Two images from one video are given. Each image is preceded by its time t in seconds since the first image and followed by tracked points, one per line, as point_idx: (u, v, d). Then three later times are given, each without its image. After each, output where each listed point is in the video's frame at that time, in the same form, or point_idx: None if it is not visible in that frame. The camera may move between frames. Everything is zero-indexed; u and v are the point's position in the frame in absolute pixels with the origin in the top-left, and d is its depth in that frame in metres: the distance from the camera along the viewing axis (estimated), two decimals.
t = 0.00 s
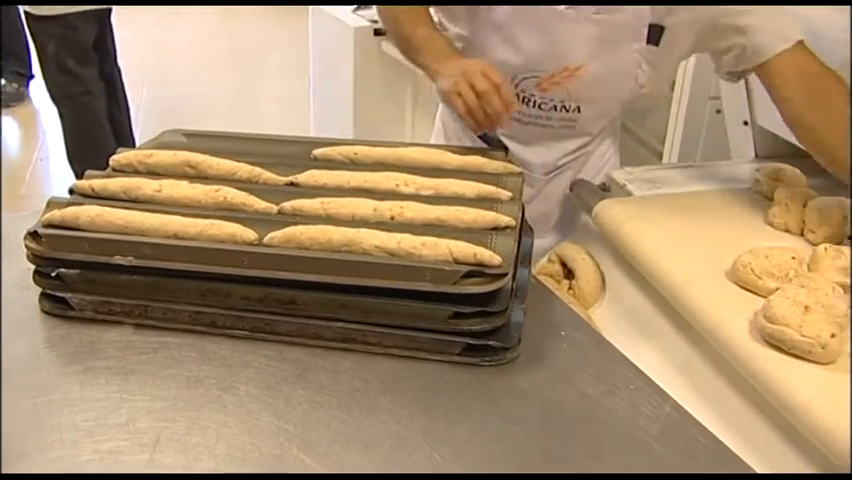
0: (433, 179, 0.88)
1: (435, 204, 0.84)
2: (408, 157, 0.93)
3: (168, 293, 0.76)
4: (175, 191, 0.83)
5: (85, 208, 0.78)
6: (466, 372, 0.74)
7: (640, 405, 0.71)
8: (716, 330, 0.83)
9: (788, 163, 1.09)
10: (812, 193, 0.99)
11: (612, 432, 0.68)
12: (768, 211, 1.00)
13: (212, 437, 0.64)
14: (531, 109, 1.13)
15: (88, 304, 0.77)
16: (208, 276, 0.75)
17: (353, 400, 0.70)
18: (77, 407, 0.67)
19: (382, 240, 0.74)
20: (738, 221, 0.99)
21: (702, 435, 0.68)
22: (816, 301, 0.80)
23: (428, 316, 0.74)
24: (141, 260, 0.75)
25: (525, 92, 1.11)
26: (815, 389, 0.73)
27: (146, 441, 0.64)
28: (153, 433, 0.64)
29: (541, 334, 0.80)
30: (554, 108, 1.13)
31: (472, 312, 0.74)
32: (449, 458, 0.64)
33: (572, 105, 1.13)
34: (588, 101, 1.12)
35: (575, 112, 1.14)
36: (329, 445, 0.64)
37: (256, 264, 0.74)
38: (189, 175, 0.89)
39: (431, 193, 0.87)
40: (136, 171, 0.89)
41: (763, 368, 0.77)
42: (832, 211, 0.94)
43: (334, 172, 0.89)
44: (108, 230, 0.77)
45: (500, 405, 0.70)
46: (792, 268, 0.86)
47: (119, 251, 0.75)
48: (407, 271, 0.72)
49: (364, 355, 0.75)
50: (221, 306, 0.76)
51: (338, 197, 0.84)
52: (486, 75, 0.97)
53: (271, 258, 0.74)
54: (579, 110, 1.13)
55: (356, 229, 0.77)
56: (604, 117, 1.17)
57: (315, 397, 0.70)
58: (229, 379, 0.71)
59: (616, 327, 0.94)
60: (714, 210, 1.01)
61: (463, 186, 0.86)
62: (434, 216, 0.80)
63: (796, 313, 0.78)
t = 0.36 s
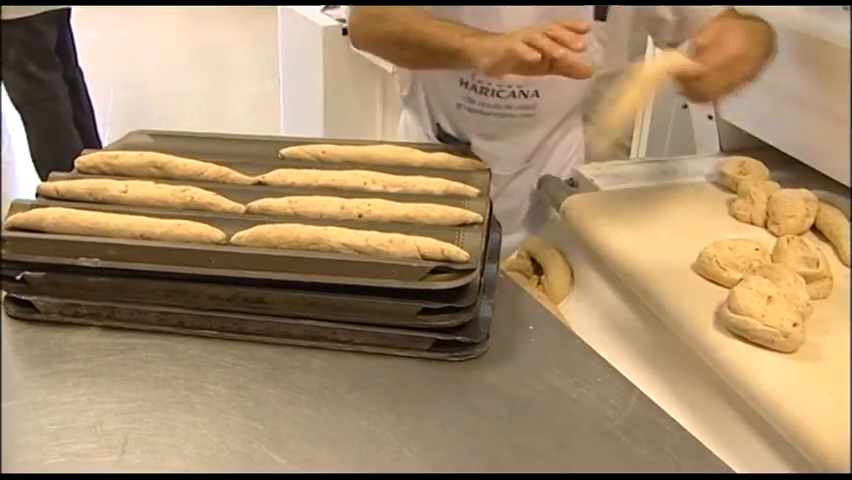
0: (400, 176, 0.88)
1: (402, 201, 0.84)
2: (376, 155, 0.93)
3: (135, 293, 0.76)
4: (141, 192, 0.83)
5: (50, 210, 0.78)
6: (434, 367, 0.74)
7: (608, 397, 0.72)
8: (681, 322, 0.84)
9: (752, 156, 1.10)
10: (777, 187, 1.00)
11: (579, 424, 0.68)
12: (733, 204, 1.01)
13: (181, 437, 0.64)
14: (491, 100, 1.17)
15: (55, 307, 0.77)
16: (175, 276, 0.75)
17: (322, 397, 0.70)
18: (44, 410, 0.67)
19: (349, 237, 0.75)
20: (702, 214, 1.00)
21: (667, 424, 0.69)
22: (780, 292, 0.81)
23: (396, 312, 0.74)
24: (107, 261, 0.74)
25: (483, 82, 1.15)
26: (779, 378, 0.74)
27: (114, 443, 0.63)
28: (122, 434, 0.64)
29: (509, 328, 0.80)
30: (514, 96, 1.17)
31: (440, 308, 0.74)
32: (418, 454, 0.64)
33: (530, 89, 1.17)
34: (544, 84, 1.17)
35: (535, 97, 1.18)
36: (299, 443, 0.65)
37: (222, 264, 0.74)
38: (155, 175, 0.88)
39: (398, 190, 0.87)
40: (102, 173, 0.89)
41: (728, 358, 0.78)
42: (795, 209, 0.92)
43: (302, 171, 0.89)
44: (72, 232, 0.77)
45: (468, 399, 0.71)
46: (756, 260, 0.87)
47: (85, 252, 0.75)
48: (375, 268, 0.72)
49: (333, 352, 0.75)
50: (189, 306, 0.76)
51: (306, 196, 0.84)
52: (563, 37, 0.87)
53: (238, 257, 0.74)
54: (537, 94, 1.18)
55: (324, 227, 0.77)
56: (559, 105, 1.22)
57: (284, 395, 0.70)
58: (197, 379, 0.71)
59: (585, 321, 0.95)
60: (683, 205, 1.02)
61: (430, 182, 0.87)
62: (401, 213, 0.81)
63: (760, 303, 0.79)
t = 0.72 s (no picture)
0: (366, 178, 0.88)
1: (367, 202, 0.84)
2: (342, 156, 0.93)
3: (100, 299, 0.76)
4: (105, 197, 0.82)
5: (11, 215, 0.76)
6: (402, 367, 0.74)
7: (574, 393, 0.72)
8: (646, 317, 0.85)
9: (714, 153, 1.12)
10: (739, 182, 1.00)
11: (546, 419, 0.69)
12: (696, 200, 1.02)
13: (148, 442, 0.64)
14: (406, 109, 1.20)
15: (18, 314, 0.75)
16: (140, 281, 0.75)
17: (289, 399, 0.70)
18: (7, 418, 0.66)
19: (315, 239, 0.75)
20: (666, 209, 1.01)
21: (633, 418, 0.70)
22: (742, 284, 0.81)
23: (363, 312, 0.75)
24: (72, 267, 0.74)
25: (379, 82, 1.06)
26: (742, 372, 0.75)
27: (80, 450, 0.63)
28: (87, 441, 0.64)
29: (476, 327, 0.81)
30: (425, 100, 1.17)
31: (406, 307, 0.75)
32: (386, 453, 0.64)
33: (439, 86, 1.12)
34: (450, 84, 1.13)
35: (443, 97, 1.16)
36: (267, 445, 0.64)
37: (188, 267, 0.74)
38: (120, 180, 0.87)
39: (364, 191, 0.87)
40: (64, 178, 0.86)
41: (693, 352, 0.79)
42: (755, 203, 0.91)
43: (267, 173, 0.89)
44: (31, 237, 0.75)
45: (436, 399, 0.71)
46: (719, 254, 0.88)
47: (49, 258, 0.74)
48: (341, 270, 0.73)
49: (300, 354, 0.75)
50: (154, 311, 0.76)
51: (271, 198, 0.84)
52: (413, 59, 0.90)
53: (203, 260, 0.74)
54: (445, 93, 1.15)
55: (289, 229, 0.77)
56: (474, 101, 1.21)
57: (251, 397, 0.70)
58: (164, 384, 0.71)
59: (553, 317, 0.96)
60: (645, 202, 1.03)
61: (395, 183, 0.87)
62: (366, 214, 0.81)
63: (723, 298, 0.79)
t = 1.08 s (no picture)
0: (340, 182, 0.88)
1: (341, 207, 0.84)
2: (316, 161, 0.93)
3: (73, 306, 0.75)
4: (77, 203, 0.81)
5: None
6: (377, 371, 0.74)
7: (548, 396, 0.73)
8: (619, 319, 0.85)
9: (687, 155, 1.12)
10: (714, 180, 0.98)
11: (520, 422, 0.69)
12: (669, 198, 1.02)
13: (121, 449, 0.64)
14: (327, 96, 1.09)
15: None
16: (111, 286, 0.74)
17: (264, 405, 0.70)
18: None
19: (288, 243, 0.75)
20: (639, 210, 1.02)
21: (606, 421, 0.70)
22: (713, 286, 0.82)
23: (337, 317, 0.75)
24: (43, 274, 0.73)
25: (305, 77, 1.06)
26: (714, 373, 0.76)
27: (52, 458, 0.62)
28: (60, 449, 0.63)
29: (451, 330, 0.81)
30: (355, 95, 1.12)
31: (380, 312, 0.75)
32: (361, 457, 0.64)
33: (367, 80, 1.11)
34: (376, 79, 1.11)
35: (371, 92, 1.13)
36: (241, 451, 0.64)
37: (160, 273, 0.73)
38: (91, 186, 0.87)
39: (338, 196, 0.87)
40: (35, 185, 0.85)
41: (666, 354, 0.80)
42: (725, 206, 0.84)
43: (242, 179, 0.88)
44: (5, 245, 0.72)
45: (410, 402, 0.71)
46: (691, 256, 0.86)
47: (19, 266, 0.73)
48: (316, 275, 0.73)
49: (275, 359, 0.75)
50: (128, 317, 0.76)
51: (245, 203, 0.84)
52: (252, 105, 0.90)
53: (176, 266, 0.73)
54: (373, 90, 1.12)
55: (263, 235, 0.77)
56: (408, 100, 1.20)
57: (226, 403, 0.69)
58: (138, 390, 0.70)
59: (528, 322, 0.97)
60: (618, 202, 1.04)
61: (369, 187, 0.87)
62: (341, 219, 0.81)
63: (695, 299, 0.81)
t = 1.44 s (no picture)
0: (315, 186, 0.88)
1: (316, 211, 0.84)
2: (291, 165, 0.93)
3: (47, 313, 0.74)
4: (49, 209, 0.79)
5: None
6: (354, 374, 0.75)
7: (524, 396, 0.73)
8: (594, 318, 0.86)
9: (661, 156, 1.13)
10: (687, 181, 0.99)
11: (496, 422, 0.70)
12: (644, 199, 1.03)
13: (96, 455, 0.63)
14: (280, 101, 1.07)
15: None
16: (87, 293, 0.74)
17: (240, 409, 0.70)
18: None
19: (263, 247, 0.74)
20: (612, 211, 1.03)
21: (583, 420, 0.71)
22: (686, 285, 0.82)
23: (312, 320, 0.75)
24: (18, 282, 0.72)
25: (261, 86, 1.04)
26: (688, 370, 0.76)
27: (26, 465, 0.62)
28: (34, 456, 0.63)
29: (427, 332, 0.81)
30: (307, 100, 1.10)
31: (355, 315, 0.75)
32: (338, 460, 0.65)
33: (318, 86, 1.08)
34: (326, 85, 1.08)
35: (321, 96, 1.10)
36: (217, 455, 0.64)
37: (135, 278, 0.73)
38: (66, 192, 0.86)
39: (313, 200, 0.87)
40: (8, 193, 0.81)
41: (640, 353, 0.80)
42: (698, 205, 0.86)
43: (217, 183, 0.88)
44: None
45: (387, 405, 0.71)
46: (664, 256, 0.88)
47: None
48: (292, 278, 0.73)
49: (251, 363, 0.75)
50: (103, 324, 0.76)
51: (220, 208, 0.84)
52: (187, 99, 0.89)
53: (150, 271, 0.74)
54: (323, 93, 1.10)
55: (238, 239, 0.77)
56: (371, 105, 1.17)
57: (202, 408, 0.69)
58: (113, 396, 0.70)
59: (505, 324, 0.97)
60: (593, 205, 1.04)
61: (345, 191, 0.87)
62: (316, 223, 0.81)
63: (668, 298, 0.81)
